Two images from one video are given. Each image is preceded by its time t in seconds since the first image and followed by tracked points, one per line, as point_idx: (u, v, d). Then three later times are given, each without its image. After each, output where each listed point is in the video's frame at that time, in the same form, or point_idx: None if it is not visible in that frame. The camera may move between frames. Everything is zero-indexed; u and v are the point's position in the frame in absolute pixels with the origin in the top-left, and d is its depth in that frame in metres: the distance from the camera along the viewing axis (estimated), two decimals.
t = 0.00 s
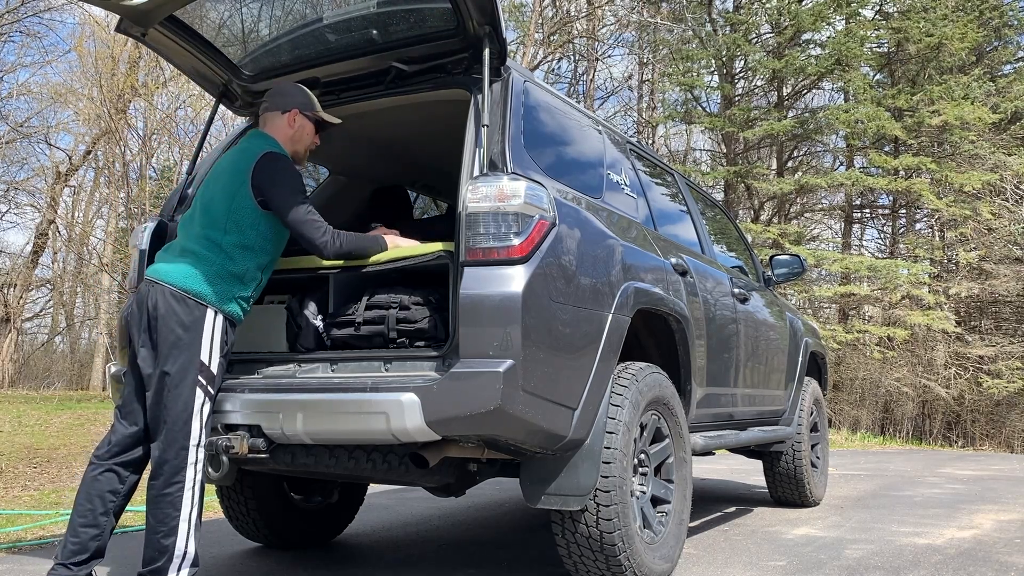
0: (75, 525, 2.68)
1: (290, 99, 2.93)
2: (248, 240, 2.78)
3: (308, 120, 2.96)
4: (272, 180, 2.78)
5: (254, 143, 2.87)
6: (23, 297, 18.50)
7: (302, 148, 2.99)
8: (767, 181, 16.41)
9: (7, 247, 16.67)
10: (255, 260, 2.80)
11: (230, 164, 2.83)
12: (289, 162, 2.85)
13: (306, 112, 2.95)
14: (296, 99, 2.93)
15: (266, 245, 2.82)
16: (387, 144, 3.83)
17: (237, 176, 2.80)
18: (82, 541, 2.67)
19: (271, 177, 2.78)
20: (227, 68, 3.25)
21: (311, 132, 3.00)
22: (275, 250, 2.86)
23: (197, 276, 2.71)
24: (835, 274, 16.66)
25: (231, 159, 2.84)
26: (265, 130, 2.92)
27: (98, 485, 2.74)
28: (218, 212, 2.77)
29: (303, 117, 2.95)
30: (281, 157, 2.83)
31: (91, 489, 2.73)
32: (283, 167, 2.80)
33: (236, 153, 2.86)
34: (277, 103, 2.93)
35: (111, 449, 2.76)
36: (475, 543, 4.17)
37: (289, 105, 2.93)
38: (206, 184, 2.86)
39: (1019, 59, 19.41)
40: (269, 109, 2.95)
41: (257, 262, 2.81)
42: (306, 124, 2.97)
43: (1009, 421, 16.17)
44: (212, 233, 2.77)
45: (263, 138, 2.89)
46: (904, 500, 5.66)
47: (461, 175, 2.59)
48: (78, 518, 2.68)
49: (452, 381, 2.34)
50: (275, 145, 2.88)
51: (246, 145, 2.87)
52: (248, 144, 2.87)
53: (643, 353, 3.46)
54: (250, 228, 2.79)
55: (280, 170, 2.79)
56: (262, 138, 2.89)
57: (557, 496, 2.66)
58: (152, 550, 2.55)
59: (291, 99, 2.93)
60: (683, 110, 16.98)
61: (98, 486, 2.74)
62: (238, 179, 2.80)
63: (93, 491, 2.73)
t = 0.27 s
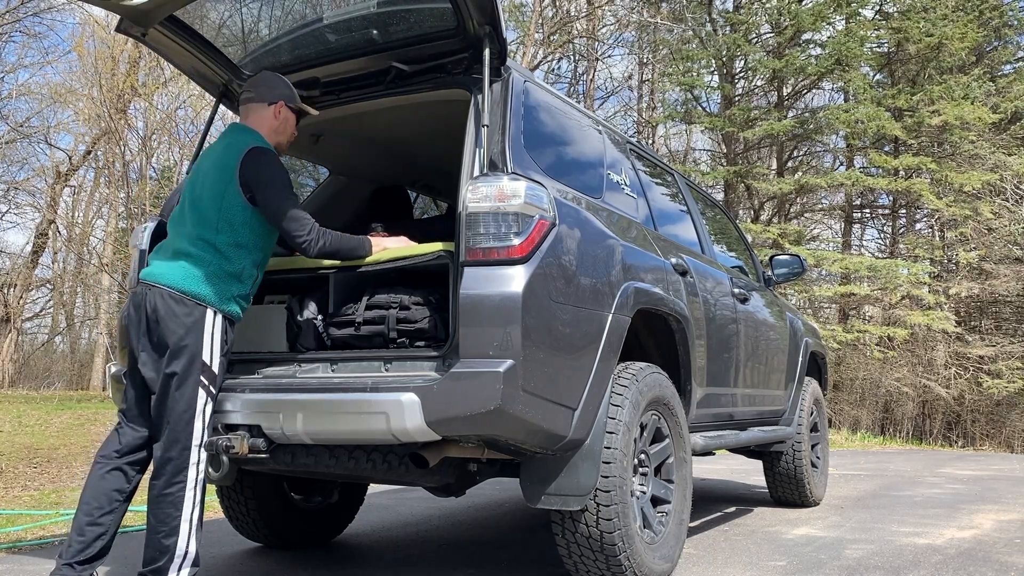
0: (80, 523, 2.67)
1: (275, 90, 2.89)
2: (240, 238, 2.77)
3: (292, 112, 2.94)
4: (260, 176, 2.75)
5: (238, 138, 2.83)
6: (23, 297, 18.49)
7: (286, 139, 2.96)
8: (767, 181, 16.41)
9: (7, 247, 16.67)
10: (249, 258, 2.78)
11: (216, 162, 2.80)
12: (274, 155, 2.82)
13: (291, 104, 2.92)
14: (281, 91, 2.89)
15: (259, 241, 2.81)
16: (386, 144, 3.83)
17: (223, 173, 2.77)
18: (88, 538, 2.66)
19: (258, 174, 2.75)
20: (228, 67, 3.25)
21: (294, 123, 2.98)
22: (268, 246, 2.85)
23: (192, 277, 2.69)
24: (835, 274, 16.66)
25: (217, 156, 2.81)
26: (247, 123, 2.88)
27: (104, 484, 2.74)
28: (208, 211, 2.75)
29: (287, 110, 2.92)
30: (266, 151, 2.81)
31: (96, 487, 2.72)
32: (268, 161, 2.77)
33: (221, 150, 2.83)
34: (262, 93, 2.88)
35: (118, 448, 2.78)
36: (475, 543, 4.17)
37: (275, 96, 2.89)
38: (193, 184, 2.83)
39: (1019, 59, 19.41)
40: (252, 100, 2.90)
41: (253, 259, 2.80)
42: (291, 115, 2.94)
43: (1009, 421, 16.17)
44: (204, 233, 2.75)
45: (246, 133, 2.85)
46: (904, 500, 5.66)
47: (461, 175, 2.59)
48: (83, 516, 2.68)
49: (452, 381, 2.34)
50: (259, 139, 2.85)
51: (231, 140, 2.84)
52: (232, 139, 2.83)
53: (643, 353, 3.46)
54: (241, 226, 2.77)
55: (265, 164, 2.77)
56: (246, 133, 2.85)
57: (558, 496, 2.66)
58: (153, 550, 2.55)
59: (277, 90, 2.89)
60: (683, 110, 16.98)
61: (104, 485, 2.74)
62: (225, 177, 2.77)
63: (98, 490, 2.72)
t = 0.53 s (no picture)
0: (71, 515, 2.66)
1: (236, 78, 2.90)
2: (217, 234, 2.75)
3: (253, 98, 2.95)
4: (230, 168, 2.73)
5: (205, 131, 2.81)
6: (23, 297, 18.49)
7: (248, 126, 2.97)
8: (767, 181, 16.41)
9: (7, 247, 16.66)
10: (228, 252, 2.78)
11: (183, 158, 2.77)
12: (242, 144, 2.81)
13: (251, 90, 2.93)
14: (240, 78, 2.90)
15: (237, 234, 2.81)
16: (386, 144, 3.83)
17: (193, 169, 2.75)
18: (80, 528, 2.65)
19: (228, 166, 2.73)
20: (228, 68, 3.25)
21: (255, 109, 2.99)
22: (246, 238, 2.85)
23: (179, 279, 2.69)
24: (835, 274, 16.65)
25: (184, 152, 2.78)
26: (211, 114, 2.86)
27: (98, 478, 2.74)
28: (184, 209, 2.72)
29: (248, 96, 2.93)
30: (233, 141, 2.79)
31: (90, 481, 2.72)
32: (237, 152, 2.76)
33: (187, 145, 2.79)
34: (219, 81, 2.89)
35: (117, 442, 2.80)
36: (475, 543, 4.17)
37: (235, 83, 2.89)
38: (164, 181, 2.80)
39: (1019, 59, 19.41)
40: (211, 89, 2.90)
41: (233, 254, 2.81)
42: (252, 101, 2.96)
43: (1009, 421, 16.17)
44: (183, 232, 2.73)
45: (213, 124, 2.83)
46: (904, 500, 5.66)
47: (461, 175, 2.59)
48: (75, 509, 2.67)
49: (452, 381, 2.34)
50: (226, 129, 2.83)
51: (198, 133, 2.80)
52: (199, 133, 2.80)
53: (643, 353, 3.46)
54: (219, 221, 2.76)
55: (234, 155, 2.75)
56: (212, 125, 2.83)
57: (558, 496, 2.66)
58: (157, 549, 2.56)
59: (236, 76, 2.90)
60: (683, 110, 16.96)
61: (99, 479, 2.73)
62: (196, 172, 2.75)
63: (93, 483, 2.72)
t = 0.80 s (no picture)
0: (49, 534, 2.55)
1: (155, 63, 2.74)
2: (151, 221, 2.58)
3: (182, 77, 2.79)
4: (155, 149, 2.57)
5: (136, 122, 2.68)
6: (23, 297, 18.48)
7: (188, 107, 2.84)
8: (767, 181, 16.41)
9: (7, 247, 16.65)
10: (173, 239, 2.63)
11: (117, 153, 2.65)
12: (172, 126, 2.66)
13: (176, 71, 2.77)
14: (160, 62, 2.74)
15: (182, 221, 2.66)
16: (385, 144, 3.83)
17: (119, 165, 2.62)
18: (54, 549, 2.53)
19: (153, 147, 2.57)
20: (227, 68, 3.24)
21: (191, 89, 2.83)
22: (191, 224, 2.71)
23: (128, 276, 2.56)
24: (835, 274, 16.65)
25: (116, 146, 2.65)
26: (143, 106, 2.73)
27: (69, 493, 2.59)
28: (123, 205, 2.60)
29: (175, 77, 2.78)
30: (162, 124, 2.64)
31: (62, 496, 2.59)
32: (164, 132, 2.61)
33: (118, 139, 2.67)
34: (143, 72, 2.74)
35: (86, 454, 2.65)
36: (474, 543, 4.17)
37: (156, 70, 2.74)
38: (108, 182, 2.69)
39: (1019, 59, 19.41)
40: (138, 84, 2.77)
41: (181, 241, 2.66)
42: (182, 82, 2.80)
43: (1009, 421, 16.17)
44: (127, 227, 2.61)
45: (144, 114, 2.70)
46: (904, 500, 5.65)
47: (461, 175, 2.59)
48: (51, 526, 2.55)
49: (452, 381, 2.34)
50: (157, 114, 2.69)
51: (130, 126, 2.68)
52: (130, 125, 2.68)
53: (643, 353, 3.46)
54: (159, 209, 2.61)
55: (160, 136, 2.60)
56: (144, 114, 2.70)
57: (557, 496, 2.66)
58: (155, 550, 2.54)
59: (157, 62, 2.74)
60: (683, 110, 16.94)
61: (70, 492, 2.60)
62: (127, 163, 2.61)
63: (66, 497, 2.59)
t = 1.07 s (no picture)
0: (32, 549, 2.40)
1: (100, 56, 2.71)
2: (77, 194, 2.42)
3: (125, 64, 2.71)
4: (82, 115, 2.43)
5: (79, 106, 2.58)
6: (23, 297, 18.45)
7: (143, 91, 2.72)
8: (767, 181, 16.40)
9: (7, 248, 16.65)
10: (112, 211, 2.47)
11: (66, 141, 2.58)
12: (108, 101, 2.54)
13: (116, 58, 2.70)
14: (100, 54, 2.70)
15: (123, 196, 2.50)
16: (385, 144, 3.83)
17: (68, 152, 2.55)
18: (40, 562, 2.38)
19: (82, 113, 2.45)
20: (227, 68, 3.23)
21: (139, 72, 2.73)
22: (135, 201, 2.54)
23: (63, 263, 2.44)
24: (835, 274, 16.65)
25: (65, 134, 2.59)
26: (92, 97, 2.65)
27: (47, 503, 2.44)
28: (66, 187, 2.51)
29: (117, 67, 2.71)
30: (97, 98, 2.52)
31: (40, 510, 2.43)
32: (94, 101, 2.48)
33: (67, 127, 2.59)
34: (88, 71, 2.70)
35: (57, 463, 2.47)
36: (474, 543, 4.16)
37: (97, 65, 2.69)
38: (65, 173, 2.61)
39: (1019, 59, 19.41)
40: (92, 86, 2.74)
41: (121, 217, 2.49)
42: (126, 67, 2.71)
43: (1009, 421, 16.18)
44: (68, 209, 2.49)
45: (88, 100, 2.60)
46: (904, 500, 5.65)
47: (461, 175, 2.59)
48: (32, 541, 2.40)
49: (452, 381, 2.34)
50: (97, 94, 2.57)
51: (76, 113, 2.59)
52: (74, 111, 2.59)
53: (642, 353, 3.46)
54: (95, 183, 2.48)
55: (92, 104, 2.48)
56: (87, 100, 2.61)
57: (557, 496, 2.66)
58: (124, 553, 2.40)
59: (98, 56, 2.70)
60: (683, 110, 16.90)
61: (47, 505, 2.43)
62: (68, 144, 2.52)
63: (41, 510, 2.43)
